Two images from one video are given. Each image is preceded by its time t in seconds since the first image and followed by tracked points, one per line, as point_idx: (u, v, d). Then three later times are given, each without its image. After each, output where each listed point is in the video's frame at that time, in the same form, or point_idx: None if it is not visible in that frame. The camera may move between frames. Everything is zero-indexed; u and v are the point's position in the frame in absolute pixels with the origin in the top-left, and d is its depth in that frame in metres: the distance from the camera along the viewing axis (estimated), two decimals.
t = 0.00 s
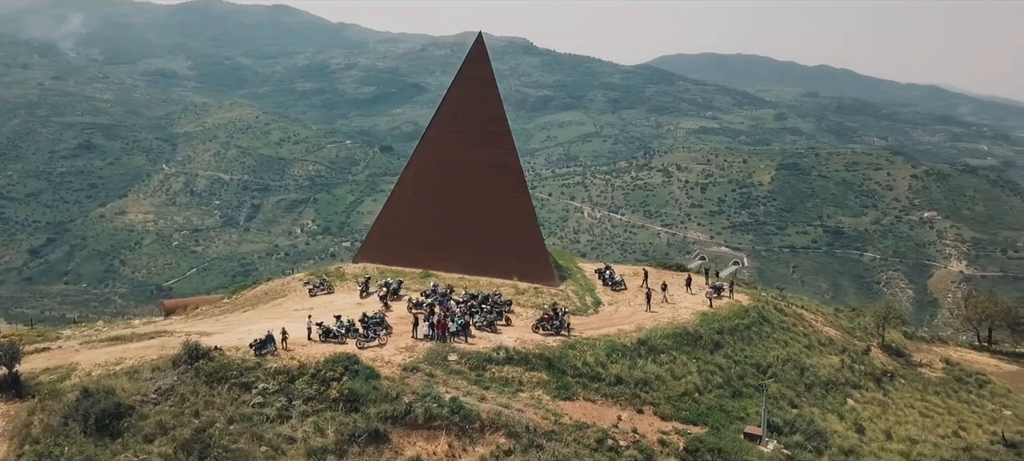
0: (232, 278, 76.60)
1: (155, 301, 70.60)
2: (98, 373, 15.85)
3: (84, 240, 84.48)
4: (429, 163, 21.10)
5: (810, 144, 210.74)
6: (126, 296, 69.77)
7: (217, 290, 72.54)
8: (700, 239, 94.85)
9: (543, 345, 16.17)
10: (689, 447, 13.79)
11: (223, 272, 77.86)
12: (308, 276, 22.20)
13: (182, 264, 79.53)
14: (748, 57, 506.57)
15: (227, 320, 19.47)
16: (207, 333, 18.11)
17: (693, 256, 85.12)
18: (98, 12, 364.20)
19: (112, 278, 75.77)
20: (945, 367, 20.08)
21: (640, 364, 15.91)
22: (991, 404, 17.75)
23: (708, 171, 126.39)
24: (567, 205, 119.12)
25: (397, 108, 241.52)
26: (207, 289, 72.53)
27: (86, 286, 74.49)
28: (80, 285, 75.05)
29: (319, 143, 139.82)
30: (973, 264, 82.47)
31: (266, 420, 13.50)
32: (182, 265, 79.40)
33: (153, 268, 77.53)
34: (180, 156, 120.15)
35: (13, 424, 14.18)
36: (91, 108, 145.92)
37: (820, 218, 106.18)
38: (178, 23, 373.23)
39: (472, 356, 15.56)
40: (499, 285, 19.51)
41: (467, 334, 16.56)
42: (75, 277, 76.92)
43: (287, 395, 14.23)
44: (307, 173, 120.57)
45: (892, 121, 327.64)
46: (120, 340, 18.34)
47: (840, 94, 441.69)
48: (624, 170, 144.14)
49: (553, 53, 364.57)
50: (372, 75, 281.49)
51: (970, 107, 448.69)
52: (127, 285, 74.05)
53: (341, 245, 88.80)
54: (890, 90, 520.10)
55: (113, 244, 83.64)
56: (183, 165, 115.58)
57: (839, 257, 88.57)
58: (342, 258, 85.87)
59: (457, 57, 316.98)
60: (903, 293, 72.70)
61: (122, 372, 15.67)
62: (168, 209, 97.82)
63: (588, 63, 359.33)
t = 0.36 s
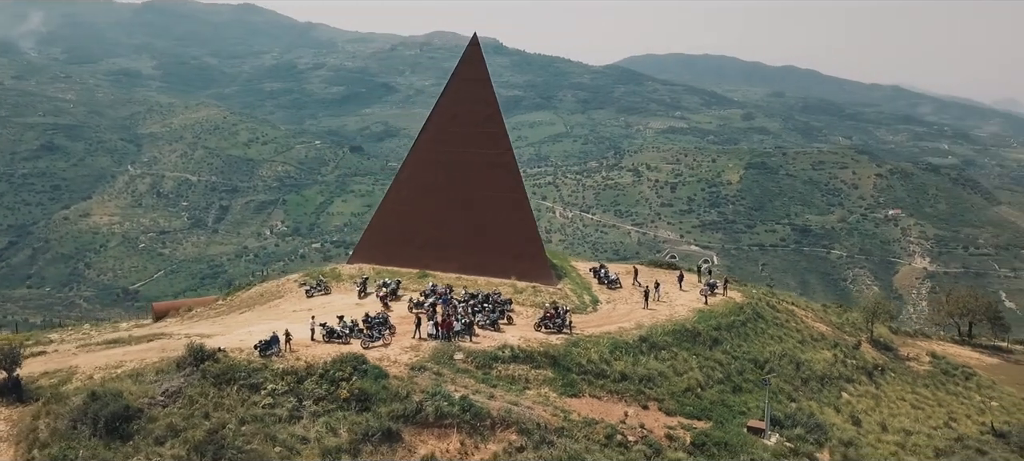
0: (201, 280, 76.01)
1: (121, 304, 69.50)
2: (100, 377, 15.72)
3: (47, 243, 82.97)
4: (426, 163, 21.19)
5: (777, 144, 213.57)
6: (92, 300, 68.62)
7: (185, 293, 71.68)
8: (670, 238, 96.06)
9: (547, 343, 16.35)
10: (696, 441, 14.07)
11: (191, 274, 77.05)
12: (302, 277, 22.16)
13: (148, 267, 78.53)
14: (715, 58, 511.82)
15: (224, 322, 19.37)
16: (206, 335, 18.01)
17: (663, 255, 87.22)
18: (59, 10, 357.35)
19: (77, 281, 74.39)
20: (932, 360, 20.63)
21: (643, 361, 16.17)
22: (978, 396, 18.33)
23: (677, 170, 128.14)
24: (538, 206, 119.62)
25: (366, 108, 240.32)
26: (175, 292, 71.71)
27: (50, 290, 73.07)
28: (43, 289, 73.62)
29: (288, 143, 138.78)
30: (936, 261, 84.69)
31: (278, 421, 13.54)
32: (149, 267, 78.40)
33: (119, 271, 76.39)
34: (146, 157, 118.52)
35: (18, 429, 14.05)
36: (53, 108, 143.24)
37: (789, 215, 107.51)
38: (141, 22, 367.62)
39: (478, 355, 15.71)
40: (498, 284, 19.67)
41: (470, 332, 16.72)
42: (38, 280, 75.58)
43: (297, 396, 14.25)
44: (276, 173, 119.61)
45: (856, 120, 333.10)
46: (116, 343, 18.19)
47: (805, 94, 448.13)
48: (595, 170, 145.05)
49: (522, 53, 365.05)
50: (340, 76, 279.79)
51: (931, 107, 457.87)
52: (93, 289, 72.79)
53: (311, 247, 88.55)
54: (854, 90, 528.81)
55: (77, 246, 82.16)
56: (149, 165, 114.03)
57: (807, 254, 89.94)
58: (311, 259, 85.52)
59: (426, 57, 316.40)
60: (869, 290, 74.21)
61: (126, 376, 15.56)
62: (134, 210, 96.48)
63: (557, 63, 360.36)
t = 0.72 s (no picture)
0: (170, 283, 75.42)
1: (87, 307, 68.32)
2: (102, 380, 15.63)
3: (10, 246, 81.31)
4: (421, 164, 21.28)
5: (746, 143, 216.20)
6: (57, 304, 67.35)
7: (152, 297, 70.74)
8: (641, 237, 96.99)
9: (549, 341, 16.55)
10: (701, 435, 14.34)
11: (158, 277, 76.22)
12: (297, 278, 22.15)
13: (115, 270, 77.37)
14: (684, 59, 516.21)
15: (221, 324, 19.31)
16: (206, 337, 17.93)
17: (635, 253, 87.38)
18: (20, 9, 350.51)
19: (41, 285, 72.64)
20: (918, 354, 21.17)
21: (645, 358, 16.42)
22: (964, 388, 18.90)
23: (648, 170, 129.34)
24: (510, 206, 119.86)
25: (336, 108, 238.92)
26: (143, 295, 70.91)
27: (13, 294, 71.47)
28: (6, 292, 72.07)
29: (257, 143, 137.55)
30: (901, 259, 86.59)
31: (289, 421, 13.58)
32: (115, 271, 77.24)
33: (85, 274, 75.17)
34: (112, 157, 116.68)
35: (23, 433, 13.97)
36: (14, 109, 140.44)
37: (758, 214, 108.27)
38: (105, 21, 361.77)
39: (483, 354, 15.85)
40: (495, 284, 19.83)
41: (474, 331, 16.86)
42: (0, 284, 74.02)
43: (307, 396, 14.27)
44: (245, 175, 118.46)
45: (823, 119, 338.11)
46: (114, 346, 18.06)
47: (773, 93, 453.65)
48: (566, 169, 145.85)
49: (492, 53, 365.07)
50: (310, 76, 277.78)
51: (895, 107, 466.19)
52: (58, 292, 71.38)
53: (281, 248, 88.20)
54: (820, 90, 536.46)
55: (41, 249, 80.30)
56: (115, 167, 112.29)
57: (776, 252, 91.19)
58: (281, 260, 85.09)
59: (396, 58, 315.42)
60: (837, 286, 75.61)
61: (129, 378, 15.49)
62: (100, 212, 94.95)
63: (527, 63, 360.88)
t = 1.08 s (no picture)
0: (136, 286, 74.66)
1: (51, 311, 66.88)
2: (107, 383, 15.55)
3: None
4: (415, 165, 21.32)
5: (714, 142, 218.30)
6: (19, 308, 65.78)
7: (118, 301, 69.60)
8: (612, 236, 97.72)
9: (552, 338, 16.78)
10: (707, 429, 14.65)
11: (124, 281, 75.32)
12: (292, 278, 22.10)
13: (79, 273, 76.04)
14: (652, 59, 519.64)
15: (219, 325, 19.21)
16: (207, 339, 17.86)
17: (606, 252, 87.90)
18: None
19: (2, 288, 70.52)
20: (904, 348, 21.74)
21: (646, 355, 16.70)
22: (951, 379, 19.51)
23: (618, 169, 130.27)
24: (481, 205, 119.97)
25: (303, 108, 236.67)
26: (109, 298, 69.93)
27: None
28: None
29: (224, 144, 135.80)
30: (866, 255, 88.27)
31: (302, 421, 13.63)
32: (79, 274, 75.91)
33: (48, 277, 73.69)
34: (75, 158, 114.34)
35: (29, 437, 13.84)
36: None
37: (727, 212, 110.07)
38: (66, 20, 354.41)
39: (488, 352, 16.03)
40: (493, 282, 19.96)
41: (477, 331, 16.99)
42: None
43: (317, 396, 14.31)
44: (213, 176, 117.00)
45: (788, 119, 342.46)
46: (112, 348, 17.91)
47: (740, 93, 458.44)
48: (537, 169, 146.33)
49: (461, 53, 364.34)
50: (277, 75, 274.82)
51: (858, 107, 473.85)
52: (20, 295, 69.65)
53: (250, 250, 87.92)
54: (785, 90, 543.55)
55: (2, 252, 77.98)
56: (78, 168, 110.08)
57: (744, 250, 92.38)
58: (249, 262, 84.71)
59: (364, 58, 313.52)
60: (805, 282, 76.88)
61: (134, 379, 15.41)
62: (63, 215, 93.03)
63: (496, 63, 360.86)
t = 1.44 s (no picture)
0: (102, 289, 73.61)
1: (15, 315, 65.49)
2: (113, 384, 15.50)
3: None
4: (411, 166, 21.47)
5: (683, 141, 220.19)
6: None
7: (84, 305, 68.43)
8: (584, 235, 98.33)
9: (555, 336, 16.97)
10: (711, 423, 14.95)
11: (90, 284, 74.30)
12: (286, 279, 22.08)
13: (43, 276, 74.60)
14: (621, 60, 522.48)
15: (218, 326, 19.16)
16: (207, 340, 17.79)
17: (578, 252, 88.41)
18: None
19: None
20: (891, 343, 22.28)
21: (647, 351, 16.95)
22: (938, 372, 20.04)
23: (589, 169, 131.06)
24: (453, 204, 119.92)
25: (272, 108, 234.30)
26: (75, 301, 68.86)
27: None
28: None
29: (192, 144, 133.96)
30: (834, 252, 89.70)
31: (313, 421, 13.66)
32: (43, 277, 74.48)
33: (11, 281, 72.14)
34: (38, 159, 111.92)
35: (35, 441, 13.73)
36: None
37: (697, 211, 111.25)
38: (26, 18, 347.07)
39: (493, 350, 16.17)
40: (492, 282, 20.14)
41: (480, 329, 17.13)
42: None
43: (327, 396, 14.35)
44: (181, 176, 115.49)
45: (756, 118, 346.30)
46: (110, 350, 17.78)
47: (709, 94, 462.62)
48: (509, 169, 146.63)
49: (431, 52, 363.44)
50: (245, 75, 271.73)
51: (824, 106, 480.71)
52: None
53: (219, 252, 87.45)
54: (752, 90, 549.76)
55: None
56: (42, 169, 107.82)
57: (714, 248, 93.47)
58: (218, 263, 84.19)
59: (334, 57, 311.38)
60: (775, 280, 77.97)
61: (138, 383, 15.34)
62: (26, 216, 91.08)
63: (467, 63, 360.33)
